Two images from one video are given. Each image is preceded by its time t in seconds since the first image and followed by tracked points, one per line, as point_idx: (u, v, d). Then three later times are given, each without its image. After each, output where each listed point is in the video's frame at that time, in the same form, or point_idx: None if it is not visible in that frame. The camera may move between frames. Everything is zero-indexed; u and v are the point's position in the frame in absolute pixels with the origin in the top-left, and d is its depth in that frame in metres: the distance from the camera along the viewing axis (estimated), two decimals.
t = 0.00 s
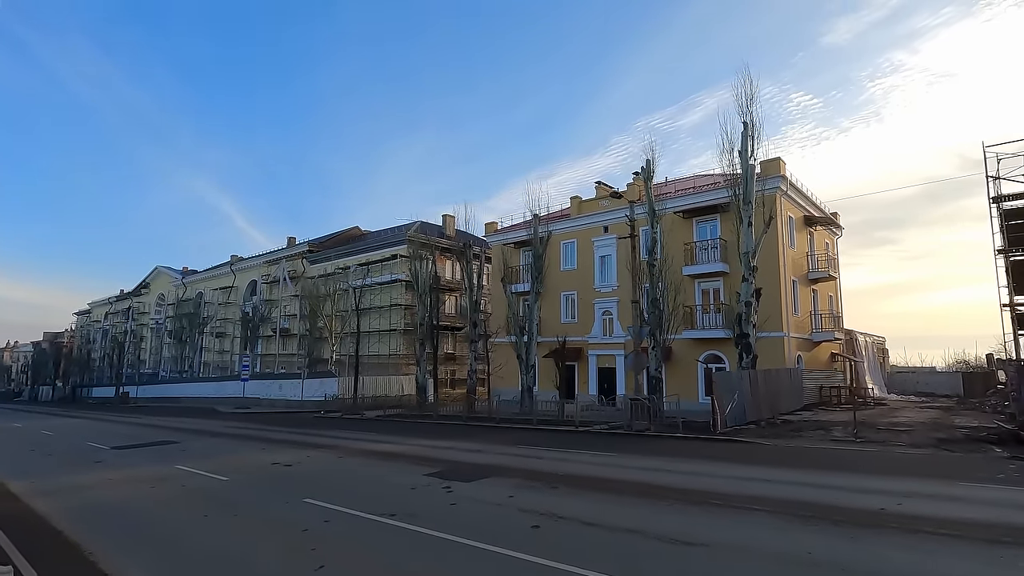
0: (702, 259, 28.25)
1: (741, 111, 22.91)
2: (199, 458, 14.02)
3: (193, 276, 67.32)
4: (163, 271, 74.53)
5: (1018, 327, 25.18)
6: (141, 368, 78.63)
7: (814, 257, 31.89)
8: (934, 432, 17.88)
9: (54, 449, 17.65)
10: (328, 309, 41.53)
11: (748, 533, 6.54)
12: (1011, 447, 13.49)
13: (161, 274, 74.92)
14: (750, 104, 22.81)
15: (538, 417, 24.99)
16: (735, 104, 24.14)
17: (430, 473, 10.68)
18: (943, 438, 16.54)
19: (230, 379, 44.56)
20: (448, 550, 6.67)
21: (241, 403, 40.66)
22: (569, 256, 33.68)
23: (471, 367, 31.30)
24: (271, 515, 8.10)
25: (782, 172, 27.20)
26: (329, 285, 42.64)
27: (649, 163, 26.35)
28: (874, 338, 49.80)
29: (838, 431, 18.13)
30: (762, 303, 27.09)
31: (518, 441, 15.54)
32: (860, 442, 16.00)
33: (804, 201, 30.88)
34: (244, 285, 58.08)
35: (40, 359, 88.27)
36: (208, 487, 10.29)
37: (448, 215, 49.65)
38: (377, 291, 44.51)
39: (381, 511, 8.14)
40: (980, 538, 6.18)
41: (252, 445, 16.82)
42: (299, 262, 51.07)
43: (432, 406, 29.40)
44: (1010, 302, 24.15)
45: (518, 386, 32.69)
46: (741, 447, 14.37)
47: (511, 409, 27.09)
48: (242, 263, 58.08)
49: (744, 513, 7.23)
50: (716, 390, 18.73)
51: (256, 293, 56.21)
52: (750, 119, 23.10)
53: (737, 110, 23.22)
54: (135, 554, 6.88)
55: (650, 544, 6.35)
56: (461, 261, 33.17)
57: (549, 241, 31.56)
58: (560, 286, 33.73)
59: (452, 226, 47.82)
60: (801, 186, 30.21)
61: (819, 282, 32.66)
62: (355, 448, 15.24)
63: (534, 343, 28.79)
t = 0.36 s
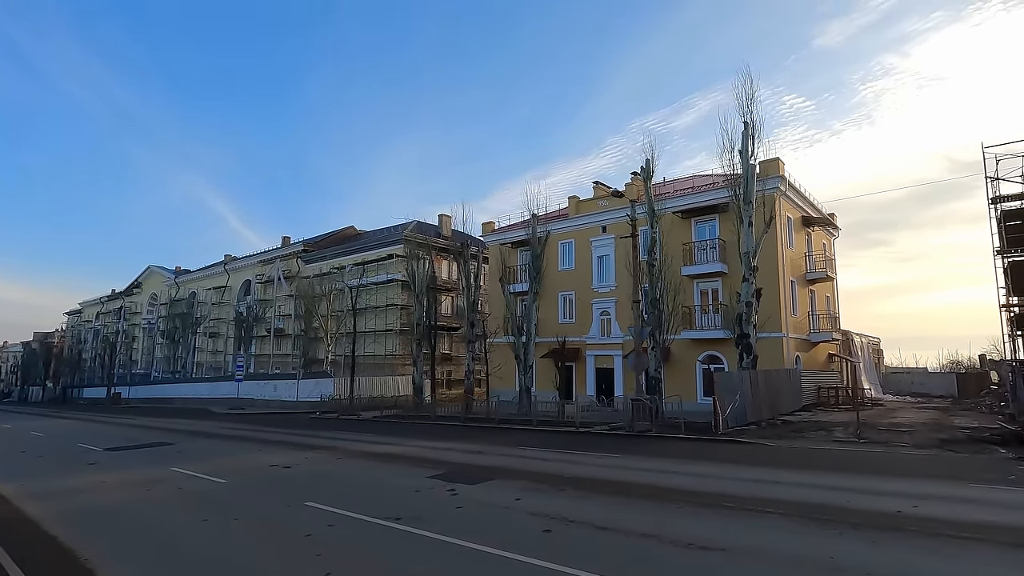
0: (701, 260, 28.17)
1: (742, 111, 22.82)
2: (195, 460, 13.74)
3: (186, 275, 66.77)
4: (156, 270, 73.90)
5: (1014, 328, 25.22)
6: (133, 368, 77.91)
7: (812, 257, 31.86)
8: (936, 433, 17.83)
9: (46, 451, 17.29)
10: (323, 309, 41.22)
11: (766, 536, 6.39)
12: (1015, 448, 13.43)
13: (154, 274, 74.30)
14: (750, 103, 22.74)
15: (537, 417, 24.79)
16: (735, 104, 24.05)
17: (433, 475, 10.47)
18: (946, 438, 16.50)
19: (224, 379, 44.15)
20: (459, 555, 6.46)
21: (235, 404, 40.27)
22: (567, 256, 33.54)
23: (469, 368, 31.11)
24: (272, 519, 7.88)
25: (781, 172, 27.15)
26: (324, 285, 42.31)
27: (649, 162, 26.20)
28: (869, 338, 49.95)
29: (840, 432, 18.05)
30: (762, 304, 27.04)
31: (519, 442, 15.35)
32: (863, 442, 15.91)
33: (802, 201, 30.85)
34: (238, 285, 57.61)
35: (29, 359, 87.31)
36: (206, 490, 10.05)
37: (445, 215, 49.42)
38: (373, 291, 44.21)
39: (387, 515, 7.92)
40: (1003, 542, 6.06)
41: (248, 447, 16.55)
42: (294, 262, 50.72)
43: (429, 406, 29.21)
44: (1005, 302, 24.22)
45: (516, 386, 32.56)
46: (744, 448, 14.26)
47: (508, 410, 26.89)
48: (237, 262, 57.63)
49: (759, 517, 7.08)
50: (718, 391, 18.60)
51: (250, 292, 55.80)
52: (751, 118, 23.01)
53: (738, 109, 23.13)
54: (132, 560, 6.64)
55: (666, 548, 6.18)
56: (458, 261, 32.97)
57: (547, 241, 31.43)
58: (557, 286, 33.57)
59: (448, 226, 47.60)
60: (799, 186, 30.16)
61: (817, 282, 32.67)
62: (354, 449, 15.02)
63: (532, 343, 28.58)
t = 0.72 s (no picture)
0: (700, 259, 28.04)
1: (742, 109, 22.70)
2: (189, 461, 13.43)
3: (178, 274, 66.13)
4: (147, 268, 73.19)
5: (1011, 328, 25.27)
6: (124, 368, 77.09)
7: (810, 257, 31.82)
8: (938, 432, 17.75)
9: (35, 452, 16.90)
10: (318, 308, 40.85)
11: (785, 540, 6.19)
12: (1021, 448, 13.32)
13: (145, 272, 73.57)
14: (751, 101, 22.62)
15: (535, 417, 24.56)
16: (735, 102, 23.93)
17: (435, 476, 10.23)
18: (948, 438, 16.40)
19: (216, 379, 43.67)
20: (468, 559, 6.23)
21: (228, 404, 39.83)
22: (564, 255, 33.36)
23: (466, 367, 30.85)
24: (271, 523, 7.61)
25: (780, 172, 27.08)
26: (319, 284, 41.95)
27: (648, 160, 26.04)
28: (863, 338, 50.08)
29: (841, 432, 17.94)
30: (761, 304, 26.96)
31: (520, 443, 15.12)
32: (866, 443, 15.78)
33: (799, 200, 30.79)
34: (231, 284, 57.09)
35: (18, 359, 86.27)
36: (201, 491, 9.77)
37: (440, 215, 49.13)
38: (368, 290, 43.88)
39: (390, 517, 7.68)
40: None
41: (243, 447, 16.23)
42: (288, 260, 50.29)
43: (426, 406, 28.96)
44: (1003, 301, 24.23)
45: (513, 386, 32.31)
46: (748, 448, 14.09)
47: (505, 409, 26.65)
48: (230, 261, 57.10)
49: (775, 519, 6.89)
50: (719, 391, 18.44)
51: (243, 291, 55.31)
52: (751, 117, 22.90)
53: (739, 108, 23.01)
54: (126, 565, 6.36)
55: (683, 552, 5.98)
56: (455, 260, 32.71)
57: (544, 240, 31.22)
58: (555, 285, 33.38)
59: (444, 224, 47.34)
60: (797, 185, 30.09)
61: (814, 282, 32.64)
62: (351, 449, 14.76)
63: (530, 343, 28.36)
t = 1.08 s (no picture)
0: (699, 258, 27.92)
1: (742, 108, 22.59)
2: (184, 462, 13.16)
3: (171, 273, 65.55)
4: (139, 267, 72.56)
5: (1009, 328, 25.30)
6: (116, 368, 76.41)
7: (808, 256, 31.76)
8: (939, 432, 17.67)
9: (26, 453, 16.57)
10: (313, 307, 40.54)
11: (805, 544, 6.02)
12: None
13: (138, 271, 72.92)
14: (751, 100, 22.52)
15: (534, 417, 24.38)
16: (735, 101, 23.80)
17: (439, 478, 10.02)
18: (951, 438, 16.31)
19: (210, 379, 43.24)
20: (477, 565, 6.04)
21: (222, 404, 39.46)
22: (562, 254, 33.19)
23: (463, 367, 30.63)
24: (271, 527, 7.39)
25: (779, 171, 27.01)
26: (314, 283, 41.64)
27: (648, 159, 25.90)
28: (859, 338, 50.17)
29: (844, 432, 17.83)
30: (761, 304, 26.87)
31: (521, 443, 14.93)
32: (869, 443, 15.67)
33: (797, 199, 30.71)
34: (225, 283, 56.62)
35: (8, 358, 85.39)
36: (198, 494, 9.52)
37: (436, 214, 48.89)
38: (364, 289, 43.61)
39: (394, 521, 7.47)
40: None
41: (239, 448, 15.96)
42: (282, 259, 49.91)
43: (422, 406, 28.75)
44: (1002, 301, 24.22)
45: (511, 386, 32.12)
46: (752, 449, 13.96)
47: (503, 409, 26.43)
48: (223, 260, 56.63)
49: (791, 522, 6.72)
50: (721, 391, 18.30)
51: (237, 290, 54.87)
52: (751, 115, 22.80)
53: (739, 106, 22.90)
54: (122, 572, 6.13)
55: (702, 558, 5.79)
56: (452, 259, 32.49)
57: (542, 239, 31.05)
58: (552, 284, 33.21)
59: (440, 223, 47.08)
60: (795, 184, 30.03)
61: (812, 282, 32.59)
62: (350, 450, 14.54)
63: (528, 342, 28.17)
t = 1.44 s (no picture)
0: (699, 257, 27.78)
1: (744, 106, 22.49)
2: (184, 463, 12.91)
3: (165, 272, 65.03)
4: (133, 267, 71.95)
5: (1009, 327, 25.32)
6: (109, 368, 75.76)
7: (807, 255, 31.72)
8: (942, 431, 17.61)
9: (19, 454, 16.27)
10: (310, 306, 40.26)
11: (830, 545, 5.87)
12: None
13: (131, 270, 72.33)
14: (753, 97, 22.42)
15: (533, 416, 24.18)
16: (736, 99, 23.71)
17: (445, 479, 9.84)
18: (956, 437, 16.22)
19: (205, 379, 42.87)
20: (492, 567, 5.87)
21: (218, 403, 39.12)
22: (561, 253, 33.03)
23: (461, 366, 30.44)
24: (277, 529, 7.18)
25: (779, 169, 26.95)
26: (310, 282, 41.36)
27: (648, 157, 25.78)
28: (855, 338, 50.25)
29: (847, 431, 17.74)
30: (761, 303, 26.79)
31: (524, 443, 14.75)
32: (874, 442, 15.56)
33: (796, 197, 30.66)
34: (220, 282, 56.18)
35: None
36: (199, 496, 9.29)
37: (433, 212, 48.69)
38: (360, 288, 43.35)
39: (404, 523, 7.28)
40: None
41: (238, 448, 15.73)
42: (278, 258, 49.55)
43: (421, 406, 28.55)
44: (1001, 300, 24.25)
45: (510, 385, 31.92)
46: (759, 448, 13.82)
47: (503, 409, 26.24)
48: (218, 259, 56.20)
49: (812, 523, 6.58)
50: (725, 390, 18.16)
51: (232, 290, 54.46)
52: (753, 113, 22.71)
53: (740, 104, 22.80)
54: None
55: (725, 559, 5.64)
56: (450, 258, 32.30)
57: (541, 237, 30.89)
58: (551, 283, 33.04)
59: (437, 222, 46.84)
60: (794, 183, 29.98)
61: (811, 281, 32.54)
62: (351, 450, 14.34)
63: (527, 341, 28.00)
